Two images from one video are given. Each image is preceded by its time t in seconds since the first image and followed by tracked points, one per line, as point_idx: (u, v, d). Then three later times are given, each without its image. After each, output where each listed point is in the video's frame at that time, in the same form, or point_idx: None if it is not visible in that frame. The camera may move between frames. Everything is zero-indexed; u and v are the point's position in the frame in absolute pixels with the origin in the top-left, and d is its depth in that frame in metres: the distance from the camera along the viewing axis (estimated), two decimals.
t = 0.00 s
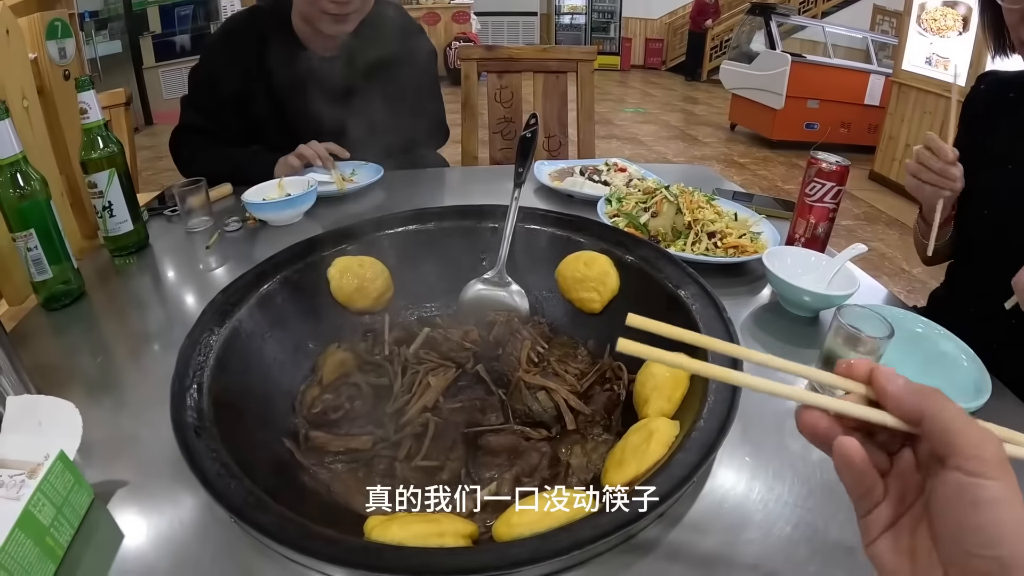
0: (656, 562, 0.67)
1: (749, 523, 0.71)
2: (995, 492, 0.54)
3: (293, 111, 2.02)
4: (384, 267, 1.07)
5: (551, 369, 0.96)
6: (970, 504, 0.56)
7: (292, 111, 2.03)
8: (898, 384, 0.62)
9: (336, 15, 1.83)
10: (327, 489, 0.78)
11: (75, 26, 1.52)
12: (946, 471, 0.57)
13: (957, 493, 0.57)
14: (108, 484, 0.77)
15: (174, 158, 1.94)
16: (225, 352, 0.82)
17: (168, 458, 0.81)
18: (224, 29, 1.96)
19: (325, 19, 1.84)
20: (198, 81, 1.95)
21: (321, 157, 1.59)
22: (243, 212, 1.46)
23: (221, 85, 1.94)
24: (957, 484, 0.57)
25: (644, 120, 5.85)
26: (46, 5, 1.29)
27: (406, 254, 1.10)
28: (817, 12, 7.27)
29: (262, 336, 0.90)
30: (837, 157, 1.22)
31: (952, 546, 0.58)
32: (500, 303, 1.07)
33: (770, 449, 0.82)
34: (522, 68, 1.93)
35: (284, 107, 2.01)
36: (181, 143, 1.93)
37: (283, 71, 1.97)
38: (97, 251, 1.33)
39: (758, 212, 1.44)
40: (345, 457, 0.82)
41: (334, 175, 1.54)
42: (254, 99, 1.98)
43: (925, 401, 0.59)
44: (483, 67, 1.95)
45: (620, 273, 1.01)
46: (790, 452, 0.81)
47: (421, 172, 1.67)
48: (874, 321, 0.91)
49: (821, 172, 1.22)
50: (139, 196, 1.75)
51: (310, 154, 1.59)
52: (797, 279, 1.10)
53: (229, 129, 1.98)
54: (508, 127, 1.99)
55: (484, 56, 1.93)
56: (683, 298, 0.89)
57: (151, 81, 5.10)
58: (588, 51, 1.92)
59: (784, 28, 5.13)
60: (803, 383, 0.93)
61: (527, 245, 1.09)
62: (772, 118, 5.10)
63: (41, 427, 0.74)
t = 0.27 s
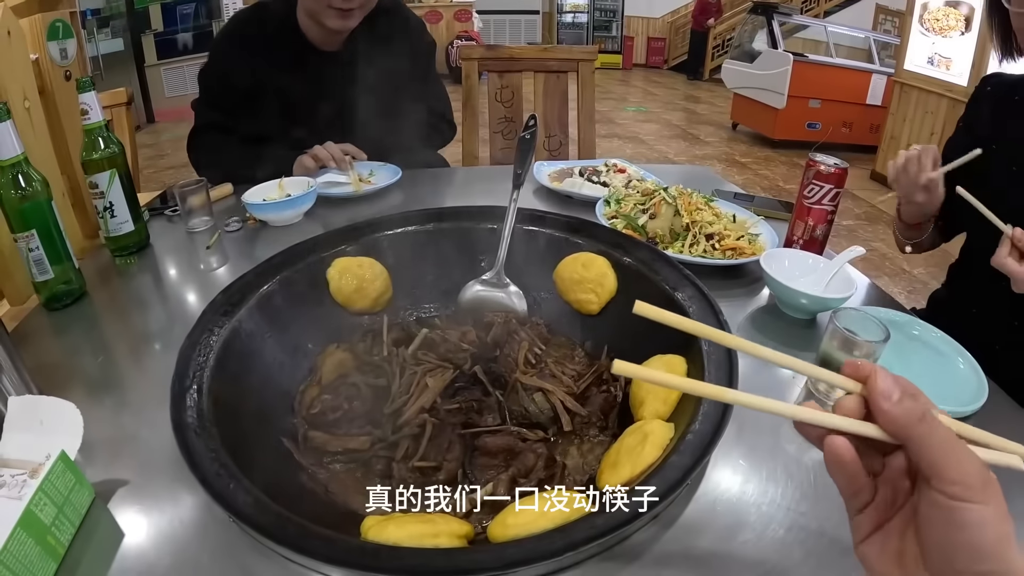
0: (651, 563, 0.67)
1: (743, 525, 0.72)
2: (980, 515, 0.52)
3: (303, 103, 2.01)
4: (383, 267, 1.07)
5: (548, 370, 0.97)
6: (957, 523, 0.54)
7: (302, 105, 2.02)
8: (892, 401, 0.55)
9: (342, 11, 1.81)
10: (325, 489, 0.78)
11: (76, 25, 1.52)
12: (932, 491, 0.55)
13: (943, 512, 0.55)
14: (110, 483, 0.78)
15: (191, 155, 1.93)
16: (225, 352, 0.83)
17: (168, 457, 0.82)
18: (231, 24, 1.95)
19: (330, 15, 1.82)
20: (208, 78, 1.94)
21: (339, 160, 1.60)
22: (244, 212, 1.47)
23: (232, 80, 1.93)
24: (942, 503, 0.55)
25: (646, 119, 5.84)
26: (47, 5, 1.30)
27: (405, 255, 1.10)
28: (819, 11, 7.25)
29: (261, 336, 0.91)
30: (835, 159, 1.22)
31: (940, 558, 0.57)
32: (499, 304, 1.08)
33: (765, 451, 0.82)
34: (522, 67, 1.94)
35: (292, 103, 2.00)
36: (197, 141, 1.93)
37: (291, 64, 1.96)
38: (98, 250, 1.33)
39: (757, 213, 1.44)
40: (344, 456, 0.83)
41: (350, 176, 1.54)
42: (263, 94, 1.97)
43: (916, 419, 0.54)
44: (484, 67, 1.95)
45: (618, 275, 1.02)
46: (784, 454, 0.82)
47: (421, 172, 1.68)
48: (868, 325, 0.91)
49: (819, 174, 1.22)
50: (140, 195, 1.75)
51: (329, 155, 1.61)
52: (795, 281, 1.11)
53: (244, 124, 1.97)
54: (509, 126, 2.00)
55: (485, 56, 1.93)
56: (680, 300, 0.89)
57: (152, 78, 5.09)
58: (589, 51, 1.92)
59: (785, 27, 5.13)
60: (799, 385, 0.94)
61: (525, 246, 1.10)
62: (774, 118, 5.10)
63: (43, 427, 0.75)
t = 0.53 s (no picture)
0: (653, 562, 0.67)
1: (746, 524, 0.71)
2: (990, 540, 0.52)
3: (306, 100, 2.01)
4: (386, 265, 1.07)
5: (551, 368, 0.97)
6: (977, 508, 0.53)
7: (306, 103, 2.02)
8: (924, 402, 0.50)
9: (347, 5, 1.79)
10: (327, 486, 0.78)
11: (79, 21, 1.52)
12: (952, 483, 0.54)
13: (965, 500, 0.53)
14: (111, 480, 0.78)
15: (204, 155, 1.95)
16: (227, 349, 0.82)
17: (170, 454, 0.81)
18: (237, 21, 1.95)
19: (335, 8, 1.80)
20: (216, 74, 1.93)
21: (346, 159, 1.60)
22: (245, 209, 1.46)
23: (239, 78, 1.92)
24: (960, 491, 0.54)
25: (648, 118, 5.83)
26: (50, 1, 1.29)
27: (408, 252, 1.10)
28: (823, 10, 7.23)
29: (263, 333, 0.90)
30: (839, 157, 1.21)
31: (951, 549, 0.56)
32: (502, 302, 1.07)
33: (769, 450, 0.82)
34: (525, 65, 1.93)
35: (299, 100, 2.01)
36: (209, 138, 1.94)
37: (297, 61, 1.96)
38: (100, 248, 1.33)
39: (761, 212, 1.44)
40: (346, 454, 0.83)
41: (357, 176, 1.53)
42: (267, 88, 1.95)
43: (940, 424, 0.50)
44: (487, 64, 1.95)
45: (621, 273, 1.01)
46: (789, 453, 0.81)
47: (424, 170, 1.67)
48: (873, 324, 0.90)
49: (823, 173, 1.21)
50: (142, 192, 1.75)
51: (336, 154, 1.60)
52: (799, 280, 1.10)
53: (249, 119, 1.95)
54: (512, 124, 2.00)
55: (487, 53, 1.93)
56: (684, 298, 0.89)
57: (155, 75, 5.08)
58: (592, 48, 1.91)
59: (789, 26, 5.12)
60: (803, 384, 0.93)
61: (528, 243, 1.09)
62: (776, 117, 5.09)
63: (45, 424, 0.75)
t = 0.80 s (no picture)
0: (656, 562, 0.66)
1: (750, 525, 0.71)
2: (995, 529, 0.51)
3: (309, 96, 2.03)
4: (389, 263, 1.07)
5: (553, 367, 0.96)
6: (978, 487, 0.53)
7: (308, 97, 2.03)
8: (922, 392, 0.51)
9: None
10: (329, 485, 0.78)
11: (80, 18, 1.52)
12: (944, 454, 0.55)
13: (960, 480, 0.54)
14: (112, 479, 0.77)
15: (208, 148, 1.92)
16: (229, 347, 0.82)
17: (171, 453, 0.81)
18: (239, 16, 1.94)
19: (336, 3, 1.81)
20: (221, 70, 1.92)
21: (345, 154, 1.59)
22: (247, 207, 1.46)
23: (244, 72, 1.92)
24: (956, 467, 0.55)
25: (650, 117, 5.83)
26: None
27: (411, 251, 1.10)
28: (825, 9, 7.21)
29: (265, 331, 0.90)
30: (843, 157, 1.21)
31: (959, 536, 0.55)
32: (505, 301, 1.07)
33: (773, 450, 0.81)
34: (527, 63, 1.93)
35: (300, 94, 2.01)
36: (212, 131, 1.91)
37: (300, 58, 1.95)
38: (102, 245, 1.33)
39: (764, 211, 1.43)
40: (348, 453, 0.83)
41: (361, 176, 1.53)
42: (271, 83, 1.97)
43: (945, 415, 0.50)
44: (489, 62, 1.94)
45: (624, 272, 1.01)
46: (793, 453, 0.81)
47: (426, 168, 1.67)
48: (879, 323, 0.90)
49: (827, 172, 1.21)
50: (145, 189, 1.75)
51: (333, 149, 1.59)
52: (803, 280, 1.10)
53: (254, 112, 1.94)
54: (514, 122, 2.00)
55: (489, 51, 1.92)
56: (687, 297, 0.88)
57: (157, 73, 5.07)
58: (595, 46, 1.91)
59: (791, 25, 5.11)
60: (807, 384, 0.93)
61: (531, 242, 1.09)
62: (779, 116, 5.08)
63: (45, 422, 0.74)
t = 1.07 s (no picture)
0: (657, 562, 0.67)
1: (750, 525, 0.71)
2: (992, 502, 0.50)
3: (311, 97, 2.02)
4: (390, 263, 1.07)
5: (554, 367, 0.96)
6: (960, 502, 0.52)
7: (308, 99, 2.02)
8: (917, 361, 0.49)
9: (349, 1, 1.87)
10: (330, 485, 0.78)
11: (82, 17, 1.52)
12: (941, 469, 0.52)
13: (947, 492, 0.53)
14: (113, 478, 0.77)
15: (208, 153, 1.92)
16: (230, 346, 0.82)
17: (172, 452, 0.81)
18: (239, 19, 1.94)
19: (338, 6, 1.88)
20: (221, 75, 1.93)
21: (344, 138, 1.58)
22: (248, 206, 1.46)
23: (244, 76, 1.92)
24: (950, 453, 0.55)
25: (652, 116, 5.82)
26: None
27: (413, 250, 1.10)
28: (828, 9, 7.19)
29: (267, 330, 0.90)
30: (845, 157, 1.21)
31: (945, 545, 0.54)
32: (506, 300, 1.07)
33: (773, 451, 0.81)
34: (529, 62, 1.93)
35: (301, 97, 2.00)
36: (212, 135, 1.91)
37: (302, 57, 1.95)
38: (103, 244, 1.33)
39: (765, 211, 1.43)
40: (349, 452, 0.83)
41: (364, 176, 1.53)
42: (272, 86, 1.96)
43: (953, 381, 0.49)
44: (491, 61, 1.94)
45: (626, 272, 1.01)
46: (793, 454, 0.81)
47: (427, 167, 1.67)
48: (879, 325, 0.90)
49: (829, 173, 1.21)
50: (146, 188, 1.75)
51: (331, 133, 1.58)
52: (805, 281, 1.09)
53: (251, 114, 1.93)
54: (516, 121, 2.00)
55: (491, 51, 1.92)
56: (689, 298, 0.88)
57: (158, 72, 5.06)
58: (597, 46, 1.91)
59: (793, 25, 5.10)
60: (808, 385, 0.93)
61: (532, 241, 1.09)
62: (781, 116, 5.07)
63: (46, 421, 0.74)
